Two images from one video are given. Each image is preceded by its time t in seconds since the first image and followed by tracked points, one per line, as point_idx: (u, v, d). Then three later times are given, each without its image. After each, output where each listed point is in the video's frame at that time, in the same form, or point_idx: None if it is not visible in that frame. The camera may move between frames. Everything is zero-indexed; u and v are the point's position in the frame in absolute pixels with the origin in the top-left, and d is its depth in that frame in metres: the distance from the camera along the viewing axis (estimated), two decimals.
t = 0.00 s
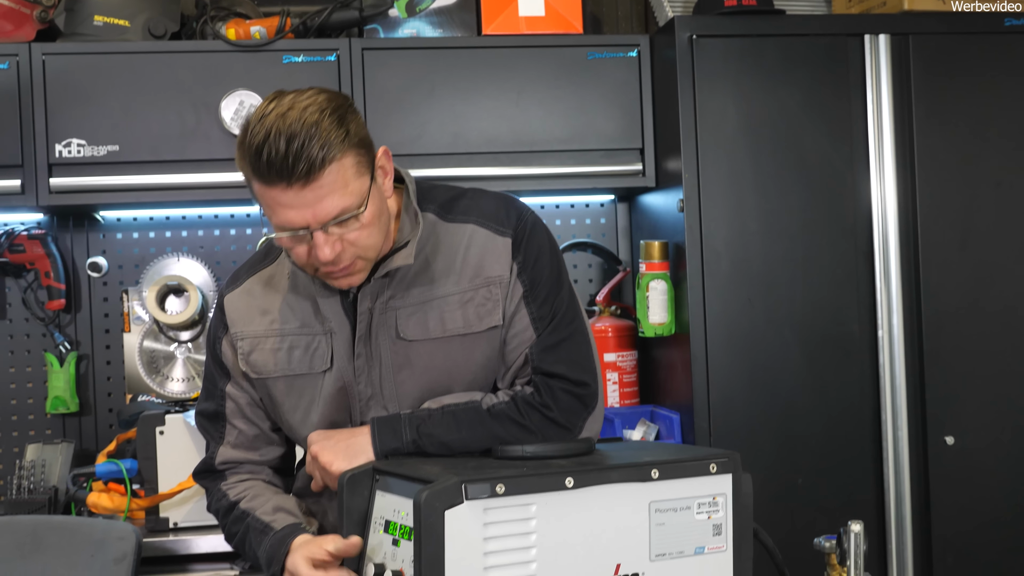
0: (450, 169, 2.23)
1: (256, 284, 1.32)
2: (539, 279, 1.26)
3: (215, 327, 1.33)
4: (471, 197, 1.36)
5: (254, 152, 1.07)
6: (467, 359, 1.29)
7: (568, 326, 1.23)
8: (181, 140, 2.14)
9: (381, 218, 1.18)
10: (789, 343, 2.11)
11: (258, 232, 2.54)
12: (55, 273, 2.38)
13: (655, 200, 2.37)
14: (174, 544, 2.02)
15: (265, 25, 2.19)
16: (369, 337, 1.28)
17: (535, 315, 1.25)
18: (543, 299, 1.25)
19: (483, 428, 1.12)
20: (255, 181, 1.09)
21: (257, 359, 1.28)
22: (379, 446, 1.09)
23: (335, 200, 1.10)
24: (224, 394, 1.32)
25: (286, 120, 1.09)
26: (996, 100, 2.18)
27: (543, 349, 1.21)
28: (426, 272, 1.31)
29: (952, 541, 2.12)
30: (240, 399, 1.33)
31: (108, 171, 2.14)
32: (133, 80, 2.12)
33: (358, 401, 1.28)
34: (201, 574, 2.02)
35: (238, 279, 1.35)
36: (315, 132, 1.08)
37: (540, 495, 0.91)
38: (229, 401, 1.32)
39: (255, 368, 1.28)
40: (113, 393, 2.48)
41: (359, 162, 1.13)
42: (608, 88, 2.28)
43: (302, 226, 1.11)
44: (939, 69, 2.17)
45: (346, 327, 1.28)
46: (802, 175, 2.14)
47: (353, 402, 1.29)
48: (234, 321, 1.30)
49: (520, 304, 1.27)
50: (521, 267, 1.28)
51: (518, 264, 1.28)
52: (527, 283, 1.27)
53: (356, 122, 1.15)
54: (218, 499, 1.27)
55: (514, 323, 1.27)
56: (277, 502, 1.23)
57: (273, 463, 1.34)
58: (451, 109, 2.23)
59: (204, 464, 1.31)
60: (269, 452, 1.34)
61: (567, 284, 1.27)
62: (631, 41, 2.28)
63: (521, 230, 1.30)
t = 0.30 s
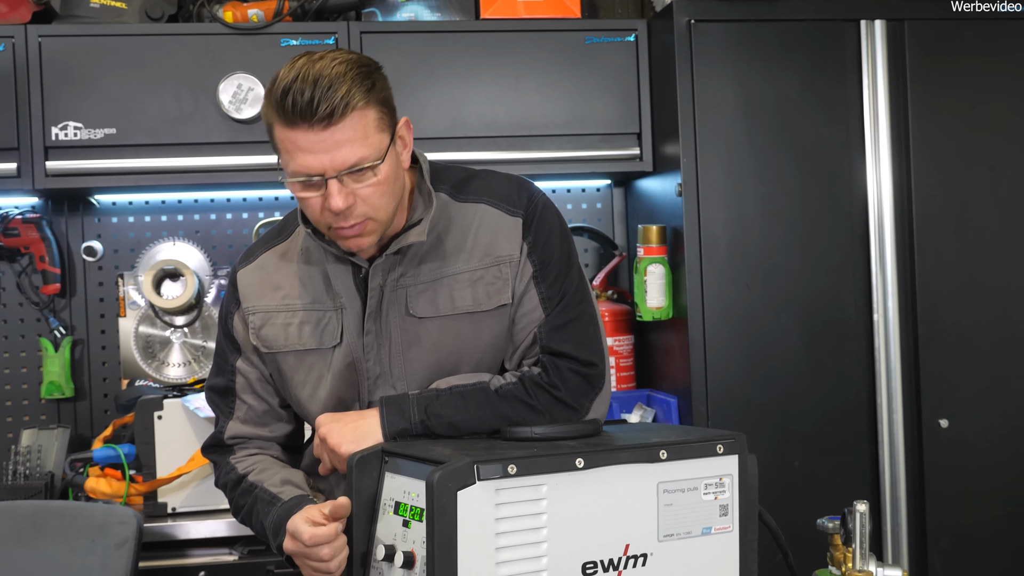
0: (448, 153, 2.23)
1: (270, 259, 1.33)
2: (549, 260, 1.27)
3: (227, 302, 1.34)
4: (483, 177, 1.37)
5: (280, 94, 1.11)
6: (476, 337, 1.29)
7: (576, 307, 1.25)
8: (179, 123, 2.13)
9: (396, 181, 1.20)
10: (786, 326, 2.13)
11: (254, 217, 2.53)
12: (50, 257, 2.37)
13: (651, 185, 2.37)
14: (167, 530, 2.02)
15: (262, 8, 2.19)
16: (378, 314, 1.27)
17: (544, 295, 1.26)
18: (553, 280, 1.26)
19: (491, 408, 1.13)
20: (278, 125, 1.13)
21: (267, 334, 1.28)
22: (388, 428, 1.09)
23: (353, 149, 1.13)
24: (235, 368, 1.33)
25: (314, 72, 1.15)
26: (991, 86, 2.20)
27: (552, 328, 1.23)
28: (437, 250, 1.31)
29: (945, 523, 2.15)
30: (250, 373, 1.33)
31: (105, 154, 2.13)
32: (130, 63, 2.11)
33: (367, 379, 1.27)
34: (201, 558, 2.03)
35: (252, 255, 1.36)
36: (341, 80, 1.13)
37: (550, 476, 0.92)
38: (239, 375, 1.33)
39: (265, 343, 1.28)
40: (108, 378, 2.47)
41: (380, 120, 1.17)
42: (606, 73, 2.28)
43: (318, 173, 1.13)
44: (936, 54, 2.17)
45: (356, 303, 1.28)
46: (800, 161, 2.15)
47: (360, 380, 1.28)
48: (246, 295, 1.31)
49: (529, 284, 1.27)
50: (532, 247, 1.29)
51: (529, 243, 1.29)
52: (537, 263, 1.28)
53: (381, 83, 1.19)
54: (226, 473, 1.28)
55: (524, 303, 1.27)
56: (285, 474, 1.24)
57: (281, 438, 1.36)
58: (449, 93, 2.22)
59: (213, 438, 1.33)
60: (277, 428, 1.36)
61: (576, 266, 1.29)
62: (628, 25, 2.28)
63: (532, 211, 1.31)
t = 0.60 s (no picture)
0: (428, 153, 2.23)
1: (270, 248, 1.34)
2: (543, 255, 1.30)
3: (226, 289, 1.35)
4: (484, 174, 1.40)
5: (296, 61, 1.16)
6: (469, 328, 1.30)
7: (567, 302, 1.27)
8: (157, 121, 2.12)
9: (402, 162, 1.22)
10: (762, 324, 2.17)
11: (230, 216, 2.52)
12: (24, 256, 2.34)
13: (628, 184, 2.40)
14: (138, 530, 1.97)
15: (241, 7, 2.19)
16: (373, 303, 1.28)
17: (537, 289, 1.28)
18: (546, 274, 1.28)
19: (479, 404, 1.14)
20: (291, 91, 1.17)
21: (263, 320, 1.29)
22: (378, 424, 1.10)
23: (362, 120, 1.16)
24: (230, 356, 1.34)
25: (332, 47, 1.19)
26: (961, 88, 2.25)
27: (544, 321, 1.24)
28: (433, 242, 1.33)
29: (918, 517, 2.20)
30: (245, 361, 1.35)
31: (81, 153, 2.11)
32: (108, 61, 2.09)
33: (359, 368, 1.28)
34: (179, 558, 2.02)
35: (252, 245, 1.37)
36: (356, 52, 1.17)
37: (542, 473, 0.94)
38: (234, 363, 1.34)
39: (261, 329, 1.29)
40: (82, 378, 2.44)
41: (392, 99, 1.21)
42: (584, 74, 2.30)
43: (325, 140, 1.16)
44: (907, 56, 2.22)
45: (353, 292, 1.29)
46: (776, 161, 2.18)
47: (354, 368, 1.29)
48: (243, 282, 1.32)
49: (522, 278, 1.29)
50: (526, 242, 1.31)
51: (524, 238, 1.31)
52: (531, 258, 1.30)
53: (398, 67, 1.24)
54: (217, 460, 1.29)
55: (517, 296, 1.29)
56: (273, 465, 1.25)
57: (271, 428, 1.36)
58: (429, 93, 2.23)
59: (205, 426, 1.34)
60: (270, 420, 1.36)
61: (568, 263, 1.31)
62: (606, 26, 2.31)
63: (528, 207, 1.34)
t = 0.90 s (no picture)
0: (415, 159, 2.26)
1: (288, 229, 1.39)
2: (547, 259, 1.35)
3: (234, 268, 1.38)
4: (498, 183, 1.45)
5: (340, 48, 1.24)
6: (471, 321, 1.33)
7: (566, 304, 1.32)
8: (145, 125, 2.13)
9: (424, 157, 1.29)
10: (742, 331, 2.22)
11: (215, 220, 2.52)
12: (10, 257, 2.34)
13: (609, 192, 2.45)
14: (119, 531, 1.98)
15: (229, 13, 2.21)
16: (382, 291, 1.31)
17: (539, 289, 1.32)
18: (549, 277, 1.34)
19: (473, 406, 1.17)
20: (331, 76, 1.25)
21: (272, 300, 1.33)
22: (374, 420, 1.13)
23: (392, 110, 1.24)
24: (222, 331, 1.37)
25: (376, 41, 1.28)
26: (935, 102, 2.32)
27: (543, 319, 1.29)
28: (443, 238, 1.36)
29: (893, 521, 2.26)
30: (236, 338, 1.37)
31: (69, 155, 2.12)
32: (97, 64, 2.11)
33: (363, 355, 1.31)
34: (165, 558, 2.03)
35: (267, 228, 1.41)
36: (396, 47, 1.25)
37: (535, 474, 0.97)
38: (224, 339, 1.36)
39: (268, 309, 1.33)
40: (67, 380, 2.43)
41: (423, 97, 1.29)
42: (568, 83, 2.35)
43: (355, 124, 1.23)
44: (882, 70, 2.29)
45: (364, 279, 1.32)
46: (756, 171, 2.24)
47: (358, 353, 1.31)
48: (255, 262, 1.36)
49: (526, 278, 1.34)
50: (533, 244, 1.36)
51: (531, 240, 1.36)
52: (536, 260, 1.35)
53: (434, 69, 1.33)
54: (171, 415, 1.28)
55: (520, 293, 1.33)
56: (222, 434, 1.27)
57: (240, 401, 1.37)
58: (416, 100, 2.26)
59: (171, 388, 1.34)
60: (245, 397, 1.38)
61: (569, 270, 1.37)
62: (589, 36, 2.35)
63: (536, 212, 1.40)
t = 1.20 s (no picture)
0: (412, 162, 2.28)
1: (307, 231, 1.48)
2: (553, 263, 1.45)
3: (250, 269, 1.47)
4: (508, 192, 1.56)
5: (370, 57, 1.35)
6: (479, 321, 1.43)
7: (570, 306, 1.42)
8: (144, 127, 2.14)
9: (445, 164, 1.40)
10: (734, 334, 2.24)
11: (211, 222, 2.52)
12: (6, 258, 2.34)
13: (603, 198, 2.47)
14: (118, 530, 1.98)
15: (227, 17, 2.22)
16: (396, 293, 1.41)
17: (545, 291, 1.42)
18: (554, 279, 1.44)
19: (475, 402, 1.23)
20: (360, 83, 1.35)
21: (288, 301, 1.41)
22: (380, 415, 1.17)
23: (418, 118, 1.34)
24: (234, 330, 1.44)
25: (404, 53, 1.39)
26: (925, 108, 2.35)
27: (546, 320, 1.38)
28: (454, 243, 1.47)
29: (884, 524, 2.29)
30: (249, 338, 1.44)
31: (67, 157, 2.12)
32: (96, 66, 2.11)
33: (377, 355, 1.40)
34: (162, 558, 2.03)
35: (284, 231, 1.50)
36: (424, 58, 1.36)
37: (539, 474, 0.99)
38: (236, 336, 1.44)
39: (284, 309, 1.41)
40: (62, 380, 2.43)
41: (446, 106, 1.40)
42: (564, 89, 2.37)
43: (382, 129, 1.34)
44: (873, 77, 2.32)
45: (380, 282, 1.41)
46: (749, 176, 2.27)
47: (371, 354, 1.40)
48: (272, 264, 1.45)
49: (533, 281, 1.44)
50: (540, 249, 1.47)
51: (538, 245, 1.47)
52: (543, 263, 1.45)
53: (457, 81, 1.43)
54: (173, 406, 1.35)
55: (527, 294, 1.43)
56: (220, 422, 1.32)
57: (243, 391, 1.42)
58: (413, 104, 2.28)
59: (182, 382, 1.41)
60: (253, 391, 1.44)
61: (573, 273, 1.47)
62: (584, 42, 2.37)
63: (544, 220, 1.50)
